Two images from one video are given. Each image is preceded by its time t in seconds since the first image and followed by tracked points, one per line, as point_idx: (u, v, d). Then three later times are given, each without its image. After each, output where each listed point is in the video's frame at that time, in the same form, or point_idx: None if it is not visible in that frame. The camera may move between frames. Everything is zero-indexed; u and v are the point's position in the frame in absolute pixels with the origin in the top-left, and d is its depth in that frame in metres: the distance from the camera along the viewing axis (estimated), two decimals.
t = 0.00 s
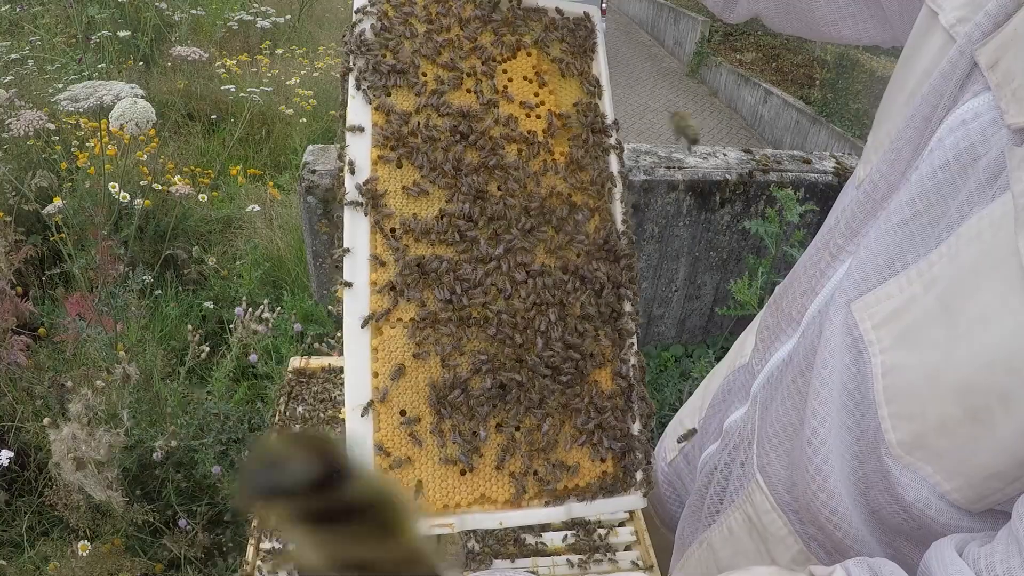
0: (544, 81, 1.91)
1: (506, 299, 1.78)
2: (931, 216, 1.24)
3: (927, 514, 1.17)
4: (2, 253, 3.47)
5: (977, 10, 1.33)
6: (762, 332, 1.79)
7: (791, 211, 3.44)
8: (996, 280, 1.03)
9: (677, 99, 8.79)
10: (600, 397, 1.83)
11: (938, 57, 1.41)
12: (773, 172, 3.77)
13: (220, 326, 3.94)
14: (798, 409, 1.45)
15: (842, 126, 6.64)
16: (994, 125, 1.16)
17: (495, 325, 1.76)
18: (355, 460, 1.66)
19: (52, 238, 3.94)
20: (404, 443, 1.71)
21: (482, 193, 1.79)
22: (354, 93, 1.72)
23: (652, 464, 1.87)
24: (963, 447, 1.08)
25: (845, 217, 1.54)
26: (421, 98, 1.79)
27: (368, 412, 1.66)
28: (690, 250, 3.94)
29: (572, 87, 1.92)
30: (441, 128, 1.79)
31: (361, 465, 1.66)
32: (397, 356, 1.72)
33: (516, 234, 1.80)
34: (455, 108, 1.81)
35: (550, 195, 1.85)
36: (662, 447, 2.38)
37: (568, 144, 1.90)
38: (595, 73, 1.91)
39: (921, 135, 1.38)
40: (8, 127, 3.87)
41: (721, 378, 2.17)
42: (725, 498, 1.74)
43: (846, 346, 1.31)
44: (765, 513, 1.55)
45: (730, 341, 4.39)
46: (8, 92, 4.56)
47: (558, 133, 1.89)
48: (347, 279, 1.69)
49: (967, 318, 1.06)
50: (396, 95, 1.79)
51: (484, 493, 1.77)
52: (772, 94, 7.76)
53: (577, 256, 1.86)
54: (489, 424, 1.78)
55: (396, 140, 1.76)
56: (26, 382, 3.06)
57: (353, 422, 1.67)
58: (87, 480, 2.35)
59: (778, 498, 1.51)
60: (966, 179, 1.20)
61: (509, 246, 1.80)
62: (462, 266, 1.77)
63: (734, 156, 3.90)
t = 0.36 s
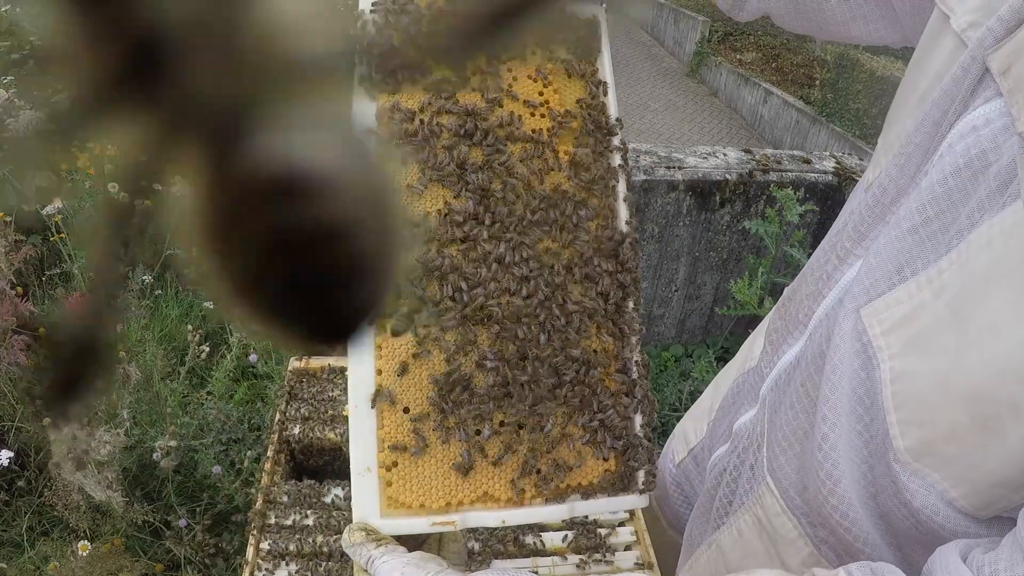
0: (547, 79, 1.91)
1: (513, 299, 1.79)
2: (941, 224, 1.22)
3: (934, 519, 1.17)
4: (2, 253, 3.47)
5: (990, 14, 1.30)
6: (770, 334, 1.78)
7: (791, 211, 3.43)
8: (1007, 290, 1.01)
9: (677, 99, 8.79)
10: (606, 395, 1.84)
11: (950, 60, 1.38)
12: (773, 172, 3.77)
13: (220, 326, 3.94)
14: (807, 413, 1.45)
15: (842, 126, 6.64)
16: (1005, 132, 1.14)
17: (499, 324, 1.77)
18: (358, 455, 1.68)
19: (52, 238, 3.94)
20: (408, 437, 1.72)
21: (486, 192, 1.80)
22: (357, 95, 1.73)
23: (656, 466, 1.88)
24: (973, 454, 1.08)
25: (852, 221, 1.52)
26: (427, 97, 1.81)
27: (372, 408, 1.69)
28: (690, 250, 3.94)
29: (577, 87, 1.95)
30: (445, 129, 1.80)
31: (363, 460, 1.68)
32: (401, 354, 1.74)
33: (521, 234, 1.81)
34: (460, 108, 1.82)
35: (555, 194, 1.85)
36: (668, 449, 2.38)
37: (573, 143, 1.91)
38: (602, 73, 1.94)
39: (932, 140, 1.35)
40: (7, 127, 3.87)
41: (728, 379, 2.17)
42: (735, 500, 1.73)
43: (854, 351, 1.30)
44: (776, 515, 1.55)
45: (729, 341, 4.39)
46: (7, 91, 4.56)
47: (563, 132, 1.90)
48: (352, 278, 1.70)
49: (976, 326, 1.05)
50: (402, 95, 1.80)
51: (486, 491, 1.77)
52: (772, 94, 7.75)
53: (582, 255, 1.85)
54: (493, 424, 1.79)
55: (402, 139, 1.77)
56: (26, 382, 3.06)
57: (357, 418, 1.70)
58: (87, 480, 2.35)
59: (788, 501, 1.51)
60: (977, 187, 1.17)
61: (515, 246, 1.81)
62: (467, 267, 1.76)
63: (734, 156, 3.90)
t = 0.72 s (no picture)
0: (549, 76, 1.91)
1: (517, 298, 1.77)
2: (947, 227, 1.20)
3: (939, 523, 1.15)
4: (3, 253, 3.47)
5: (998, 16, 1.29)
6: (777, 335, 1.78)
7: (791, 211, 3.44)
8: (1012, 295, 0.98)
9: (677, 99, 8.79)
10: (609, 393, 1.83)
11: (958, 63, 1.38)
12: (773, 172, 3.77)
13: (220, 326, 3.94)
14: (813, 415, 1.43)
15: (842, 126, 6.65)
16: (1012, 136, 1.14)
17: (502, 322, 1.76)
18: (360, 454, 1.67)
19: (52, 238, 3.94)
20: (410, 435, 1.71)
21: (490, 189, 1.79)
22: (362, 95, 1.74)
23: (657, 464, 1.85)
24: (976, 459, 1.05)
25: (859, 223, 1.51)
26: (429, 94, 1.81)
27: (374, 405, 1.68)
28: (690, 250, 3.94)
29: (580, 85, 1.94)
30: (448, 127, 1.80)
31: (365, 458, 1.67)
32: (403, 350, 1.73)
33: (524, 232, 1.79)
34: (462, 105, 1.81)
35: (555, 192, 1.83)
36: (674, 450, 2.38)
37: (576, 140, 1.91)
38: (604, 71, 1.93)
39: (939, 143, 1.35)
40: (8, 127, 3.88)
41: (735, 382, 2.17)
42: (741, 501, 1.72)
43: (859, 354, 1.27)
44: (782, 517, 1.54)
45: (729, 341, 4.39)
46: (8, 91, 4.57)
47: (565, 128, 1.89)
48: (353, 274, 1.69)
49: (983, 331, 1.03)
50: (405, 91, 1.80)
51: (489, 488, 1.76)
52: (772, 94, 7.76)
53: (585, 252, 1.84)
54: (496, 422, 1.78)
55: (404, 136, 1.76)
56: (26, 382, 3.06)
57: (359, 417, 1.68)
58: (87, 480, 2.35)
59: (794, 502, 1.50)
60: (984, 191, 1.16)
61: (517, 244, 1.79)
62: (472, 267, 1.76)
63: (734, 156, 3.90)
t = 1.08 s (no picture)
0: (551, 75, 1.90)
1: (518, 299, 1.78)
2: (951, 231, 1.20)
3: (941, 526, 1.15)
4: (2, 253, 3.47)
5: (1005, 20, 1.28)
6: (780, 337, 1.78)
7: (791, 211, 3.43)
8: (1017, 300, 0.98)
9: (677, 99, 8.79)
10: (611, 394, 1.83)
11: (964, 67, 1.37)
12: (773, 172, 3.77)
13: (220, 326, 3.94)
14: (815, 418, 1.43)
15: (842, 126, 6.65)
16: (1019, 141, 1.13)
17: (504, 322, 1.76)
18: (362, 452, 1.67)
19: (52, 238, 3.94)
20: (411, 434, 1.71)
21: (491, 188, 1.79)
22: (365, 93, 1.74)
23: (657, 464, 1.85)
24: (979, 462, 1.05)
25: (864, 225, 1.50)
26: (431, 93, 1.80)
27: (375, 404, 1.68)
28: (690, 250, 3.93)
29: (582, 84, 1.94)
30: (450, 126, 1.79)
31: (366, 456, 1.67)
32: (403, 349, 1.72)
33: (526, 233, 1.79)
34: (464, 105, 1.81)
35: (556, 194, 1.84)
36: (676, 452, 2.37)
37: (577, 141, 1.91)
38: (605, 68, 1.91)
39: (944, 147, 1.34)
40: (7, 127, 3.88)
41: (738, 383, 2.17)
42: (743, 502, 1.71)
43: (863, 357, 1.27)
44: (783, 519, 1.54)
45: (729, 340, 4.38)
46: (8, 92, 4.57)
47: (567, 127, 1.88)
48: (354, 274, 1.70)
49: (987, 336, 1.02)
50: (408, 89, 1.80)
51: (490, 488, 1.76)
52: (772, 94, 7.76)
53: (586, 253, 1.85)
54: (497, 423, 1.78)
55: (405, 135, 1.76)
56: (26, 382, 3.06)
57: (360, 415, 1.68)
58: (87, 480, 2.35)
59: (795, 504, 1.50)
60: (989, 195, 1.16)
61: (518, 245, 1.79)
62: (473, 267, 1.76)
63: (734, 156, 3.90)
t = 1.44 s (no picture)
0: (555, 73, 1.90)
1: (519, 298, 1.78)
2: (957, 235, 1.19)
3: (943, 529, 1.15)
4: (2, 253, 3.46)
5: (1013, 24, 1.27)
6: (784, 340, 1.77)
7: (791, 211, 3.43)
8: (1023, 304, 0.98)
9: (677, 99, 8.78)
10: (612, 394, 1.82)
11: (970, 71, 1.37)
12: (773, 172, 3.77)
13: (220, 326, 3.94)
14: (819, 421, 1.43)
15: (842, 126, 6.64)
16: None
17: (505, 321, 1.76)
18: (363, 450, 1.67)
19: (52, 238, 3.94)
20: (412, 433, 1.71)
21: (494, 186, 1.79)
22: (371, 93, 1.76)
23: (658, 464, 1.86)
24: (982, 466, 1.05)
25: (870, 228, 1.50)
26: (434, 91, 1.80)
27: (376, 402, 1.69)
28: (690, 250, 3.94)
29: (585, 84, 1.94)
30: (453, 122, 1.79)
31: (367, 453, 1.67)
32: (405, 347, 1.73)
33: (527, 232, 1.79)
34: (467, 103, 1.81)
35: (557, 194, 1.83)
36: (678, 453, 2.38)
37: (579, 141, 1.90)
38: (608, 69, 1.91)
39: (951, 151, 1.35)
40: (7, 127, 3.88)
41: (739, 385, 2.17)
42: (744, 503, 1.71)
43: (868, 360, 1.27)
44: (784, 522, 1.54)
45: (729, 340, 4.38)
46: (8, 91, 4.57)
47: (570, 126, 1.88)
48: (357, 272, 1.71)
49: (992, 340, 1.02)
50: (412, 86, 1.80)
51: (491, 488, 1.76)
52: (772, 94, 7.75)
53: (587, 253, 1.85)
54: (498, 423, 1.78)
55: (408, 132, 1.76)
56: (26, 382, 3.06)
57: (362, 413, 1.69)
58: (87, 480, 2.35)
59: (796, 507, 1.50)
60: (995, 200, 1.15)
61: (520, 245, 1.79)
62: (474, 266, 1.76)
63: (734, 156, 3.90)
